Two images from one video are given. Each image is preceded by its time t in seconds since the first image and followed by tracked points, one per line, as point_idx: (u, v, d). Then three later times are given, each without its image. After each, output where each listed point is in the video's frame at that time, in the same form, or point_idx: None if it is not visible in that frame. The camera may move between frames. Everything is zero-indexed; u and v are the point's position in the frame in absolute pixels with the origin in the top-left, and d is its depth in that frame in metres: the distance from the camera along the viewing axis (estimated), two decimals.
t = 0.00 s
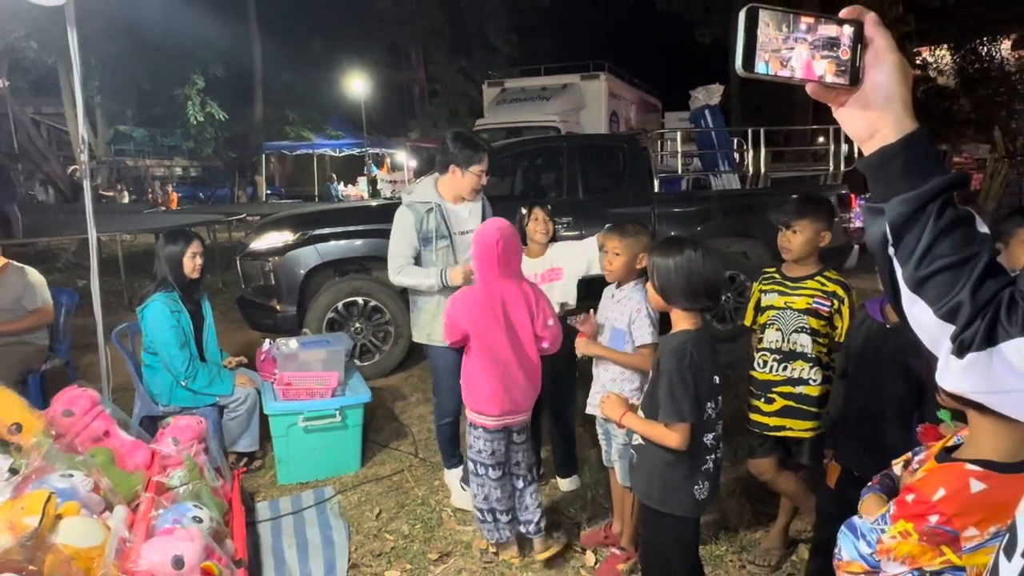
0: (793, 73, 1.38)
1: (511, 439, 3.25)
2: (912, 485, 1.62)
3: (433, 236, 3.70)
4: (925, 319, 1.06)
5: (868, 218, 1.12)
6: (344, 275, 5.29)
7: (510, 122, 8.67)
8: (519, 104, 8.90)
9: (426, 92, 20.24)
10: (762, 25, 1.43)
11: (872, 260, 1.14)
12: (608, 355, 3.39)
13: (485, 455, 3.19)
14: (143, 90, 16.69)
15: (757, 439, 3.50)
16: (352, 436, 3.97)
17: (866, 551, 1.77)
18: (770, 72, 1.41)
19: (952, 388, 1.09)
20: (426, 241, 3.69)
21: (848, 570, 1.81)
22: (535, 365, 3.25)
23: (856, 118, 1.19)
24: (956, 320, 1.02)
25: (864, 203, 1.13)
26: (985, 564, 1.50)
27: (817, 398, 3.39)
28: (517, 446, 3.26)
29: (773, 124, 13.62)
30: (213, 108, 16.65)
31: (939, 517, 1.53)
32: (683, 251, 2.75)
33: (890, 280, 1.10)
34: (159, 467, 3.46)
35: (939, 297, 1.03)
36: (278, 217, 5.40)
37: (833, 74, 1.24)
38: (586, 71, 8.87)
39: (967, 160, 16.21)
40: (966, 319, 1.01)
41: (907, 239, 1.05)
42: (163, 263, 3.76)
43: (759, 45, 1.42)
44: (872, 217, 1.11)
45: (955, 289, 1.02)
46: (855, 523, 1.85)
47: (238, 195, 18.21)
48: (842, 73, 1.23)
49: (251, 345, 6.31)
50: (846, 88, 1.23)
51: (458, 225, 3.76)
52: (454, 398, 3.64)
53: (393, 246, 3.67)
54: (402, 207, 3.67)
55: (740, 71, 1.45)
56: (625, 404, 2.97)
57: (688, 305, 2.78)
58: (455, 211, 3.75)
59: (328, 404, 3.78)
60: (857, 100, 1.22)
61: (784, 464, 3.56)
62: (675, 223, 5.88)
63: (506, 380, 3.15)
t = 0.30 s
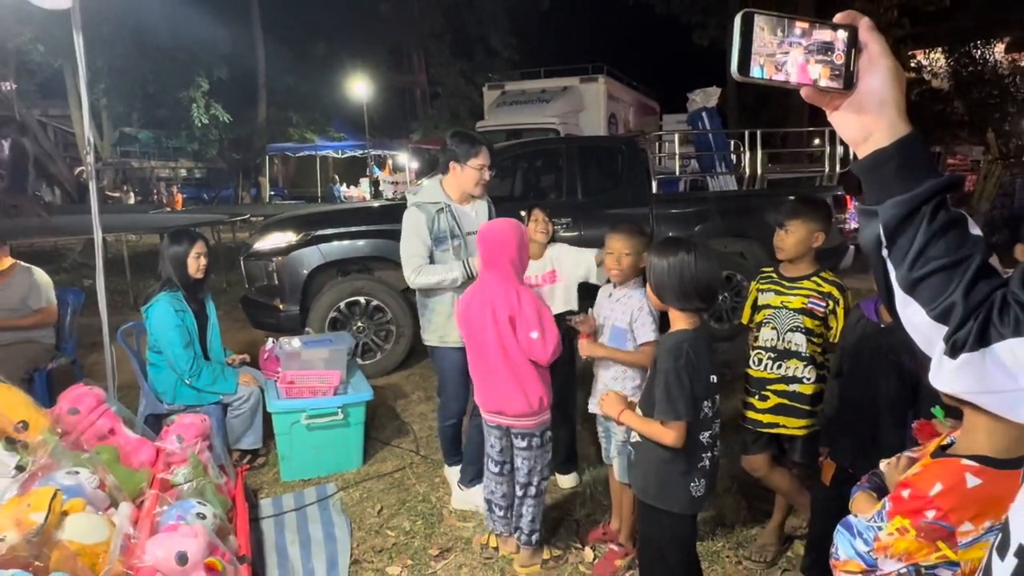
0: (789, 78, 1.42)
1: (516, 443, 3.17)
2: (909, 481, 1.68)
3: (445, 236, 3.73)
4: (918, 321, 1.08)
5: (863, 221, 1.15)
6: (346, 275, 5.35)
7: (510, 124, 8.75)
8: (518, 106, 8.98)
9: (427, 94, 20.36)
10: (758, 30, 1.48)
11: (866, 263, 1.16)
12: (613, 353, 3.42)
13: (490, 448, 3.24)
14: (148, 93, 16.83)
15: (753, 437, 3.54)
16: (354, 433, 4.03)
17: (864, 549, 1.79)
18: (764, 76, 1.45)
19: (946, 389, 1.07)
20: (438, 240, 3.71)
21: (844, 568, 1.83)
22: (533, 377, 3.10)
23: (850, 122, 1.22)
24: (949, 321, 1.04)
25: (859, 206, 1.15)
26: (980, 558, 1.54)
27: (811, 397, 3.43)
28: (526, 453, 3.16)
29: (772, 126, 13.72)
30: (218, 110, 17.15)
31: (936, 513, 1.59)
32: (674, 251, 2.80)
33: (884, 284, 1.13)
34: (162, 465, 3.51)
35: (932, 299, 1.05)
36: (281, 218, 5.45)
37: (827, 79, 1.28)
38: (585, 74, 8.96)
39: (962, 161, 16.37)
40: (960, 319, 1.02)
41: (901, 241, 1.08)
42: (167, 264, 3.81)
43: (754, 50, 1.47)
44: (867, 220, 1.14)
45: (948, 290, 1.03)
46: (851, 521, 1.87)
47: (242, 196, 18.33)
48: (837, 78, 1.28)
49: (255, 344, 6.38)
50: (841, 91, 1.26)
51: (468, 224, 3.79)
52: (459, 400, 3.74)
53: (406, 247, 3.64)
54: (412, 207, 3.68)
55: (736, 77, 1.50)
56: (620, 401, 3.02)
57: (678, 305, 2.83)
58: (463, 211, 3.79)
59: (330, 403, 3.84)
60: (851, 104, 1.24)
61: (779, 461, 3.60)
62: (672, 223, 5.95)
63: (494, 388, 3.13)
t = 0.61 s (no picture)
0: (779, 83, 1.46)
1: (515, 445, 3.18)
2: (901, 480, 1.72)
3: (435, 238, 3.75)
4: (908, 323, 1.08)
5: (854, 225, 1.16)
6: (348, 275, 5.41)
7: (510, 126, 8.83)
8: (518, 109, 9.06)
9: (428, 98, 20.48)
10: (751, 36, 1.53)
11: (856, 265, 1.17)
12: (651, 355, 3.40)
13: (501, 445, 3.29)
14: (154, 96, 16.94)
15: (749, 436, 3.60)
16: (354, 430, 4.10)
17: (856, 546, 1.80)
18: (758, 81, 1.49)
19: (934, 390, 1.05)
20: (428, 242, 3.74)
21: (839, 565, 1.84)
22: (518, 381, 3.09)
23: (841, 126, 1.26)
24: (938, 323, 1.03)
25: (851, 209, 1.15)
26: (971, 556, 1.59)
27: (799, 395, 3.47)
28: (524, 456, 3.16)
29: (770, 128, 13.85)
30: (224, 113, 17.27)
31: (930, 512, 1.63)
32: (671, 253, 2.85)
33: (874, 287, 1.14)
34: (167, 462, 3.58)
35: (922, 301, 1.05)
36: (285, 219, 5.52)
37: (819, 84, 1.31)
38: (584, 77, 9.04)
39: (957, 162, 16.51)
40: (949, 321, 1.02)
41: (891, 244, 1.09)
42: (171, 264, 3.87)
43: (748, 55, 1.51)
44: (857, 223, 1.15)
45: (938, 293, 1.04)
46: (846, 518, 1.88)
47: (247, 198, 18.47)
48: (828, 82, 1.31)
49: (260, 343, 6.46)
50: (832, 96, 1.30)
51: (464, 226, 3.80)
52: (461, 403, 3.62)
53: (398, 248, 3.73)
54: (406, 210, 3.74)
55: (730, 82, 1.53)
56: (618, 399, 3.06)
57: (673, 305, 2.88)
58: (459, 212, 3.80)
59: (334, 400, 3.91)
60: (842, 109, 1.28)
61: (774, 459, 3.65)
62: (670, 224, 6.02)
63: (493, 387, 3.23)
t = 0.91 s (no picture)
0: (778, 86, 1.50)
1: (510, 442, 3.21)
2: (896, 481, 1.75)
3: (428, 240, 3.75)
4: (905, 324, 1.10)
5: (853, 226, 1.19)
6: (349, 275, 5.45)
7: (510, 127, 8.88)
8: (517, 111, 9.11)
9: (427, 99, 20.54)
10: (750, 38, 1.56)
11: (856, 265, 1.20)
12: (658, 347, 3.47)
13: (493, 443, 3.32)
14: (157, 97, 17.00)
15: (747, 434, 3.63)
16: (354, 429, 4.13)
17: (853, 549, 1.85)
18: (757, 83, 1.53)
19: (931, 390, 1.07)
20: (421, 245, 3.74)
21: (836, 568, 1.90)
22: (487, 379, 3.21)
23: (839, 130, 1.30)
24: (935, 324, 1.05)
25: (850, 211, 1.19)
26: (966, 556, 1.63)
27: (792, 393, 3.50)
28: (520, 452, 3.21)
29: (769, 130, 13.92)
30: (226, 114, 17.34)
31: (925, 511, 1.66)
32: (670, 254, 2.88)
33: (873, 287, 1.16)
34: (171, 460, 3.62)
35: (919, 302, 1.07)
36: (286, 220, 5.56)
37: (816, 88, 1.35)
38: (583, 78, 9.09)
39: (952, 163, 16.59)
40: (946, 322, 1.04)
41: (889, 245, 1.11)
42: (174, 265, 3.91)
43: (747, 58, 1.54)
44: (856, 224, 1.18)
45: (936, 293, 1.06)
46: (841, 521, 1.93)
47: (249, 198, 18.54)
48: (827, 86, 1.35)
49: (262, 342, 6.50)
50: (829, 100, 1.34)
51: (456, 226, 3.83)
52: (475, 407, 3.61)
53: (393, 252, 3.74)
54: (399, 212, 3.77)
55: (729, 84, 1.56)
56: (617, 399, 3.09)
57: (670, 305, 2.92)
58: (454, 213, 3.83)
59: (335, 399, 3.94)
60: (840, 112, 1.32)
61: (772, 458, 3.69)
62: (668, 224, 6.05)
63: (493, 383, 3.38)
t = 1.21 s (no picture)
0: (781, 86, 1.51)
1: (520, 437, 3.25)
2: (902, 483, 1.75)
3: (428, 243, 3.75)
4: (909, 323, 1.12)
5: (856, 226, 1.20)
6: (350, 275, 5.47)
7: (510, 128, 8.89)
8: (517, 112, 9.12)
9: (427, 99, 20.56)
10: (753, 38, 1.57)
11: (859, 264, 1.21)
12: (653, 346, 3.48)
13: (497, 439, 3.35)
14: (158, 98, 16.99)
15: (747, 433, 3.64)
16: (356, 428, 4.15)
17: (860, 553, 1.88)
18: (761, 82, 1.54)
19: (933, 388, 1.09)
20: (421, 248, 3.74)
21: (844, 573, 1.93)
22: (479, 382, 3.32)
23: (842, 129, 1.31)
24: (939, 322, 1.07)
25: (853, 210, 1.20)
26: (970, 556, 1.62)
27: (791, 392, 3.52)
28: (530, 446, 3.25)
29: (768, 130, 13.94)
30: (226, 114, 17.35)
31: (931, 514, 1.67)
32: (670, 255, 2.90)
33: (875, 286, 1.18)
34: (173, 459, 3.62)
35: (922, 300, 1.09)
36: (287, 220, 5.57)
37: (819, 87, 1.37)
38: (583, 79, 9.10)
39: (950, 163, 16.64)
40: (949, 320, 1.05)
41: (891, 245, 1.13)
42: (176, 265, 3.92)
43: (750, 58, 1.56)
44: (858, 223, 1.19)
45: (939, 292, 1.07)
46: (847, 526, 1.96)
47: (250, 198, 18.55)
48: (830, 85, 1.36)
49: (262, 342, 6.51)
50: (832, 98, 1.35)
51: (457, 228, 3.84)
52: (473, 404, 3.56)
53: (391, 254, 3.74)
54: (397, 214, 3.75)
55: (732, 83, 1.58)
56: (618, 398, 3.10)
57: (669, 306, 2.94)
58: (452, 214, 3.85)
59: (336, 399, 3.96)
60: (843, 111, 1.33)
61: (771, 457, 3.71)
62: (668, 224, 6.06)
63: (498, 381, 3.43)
